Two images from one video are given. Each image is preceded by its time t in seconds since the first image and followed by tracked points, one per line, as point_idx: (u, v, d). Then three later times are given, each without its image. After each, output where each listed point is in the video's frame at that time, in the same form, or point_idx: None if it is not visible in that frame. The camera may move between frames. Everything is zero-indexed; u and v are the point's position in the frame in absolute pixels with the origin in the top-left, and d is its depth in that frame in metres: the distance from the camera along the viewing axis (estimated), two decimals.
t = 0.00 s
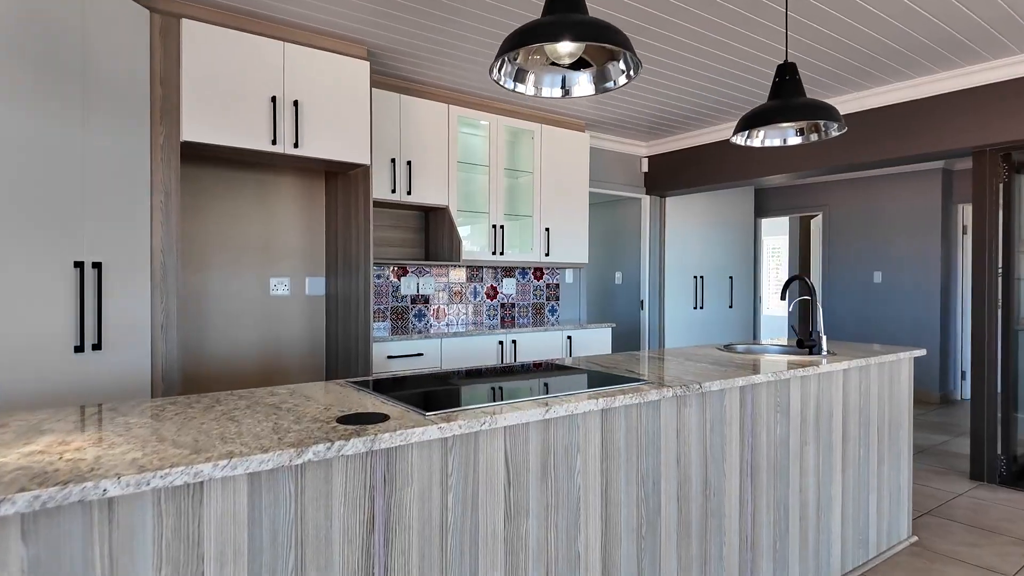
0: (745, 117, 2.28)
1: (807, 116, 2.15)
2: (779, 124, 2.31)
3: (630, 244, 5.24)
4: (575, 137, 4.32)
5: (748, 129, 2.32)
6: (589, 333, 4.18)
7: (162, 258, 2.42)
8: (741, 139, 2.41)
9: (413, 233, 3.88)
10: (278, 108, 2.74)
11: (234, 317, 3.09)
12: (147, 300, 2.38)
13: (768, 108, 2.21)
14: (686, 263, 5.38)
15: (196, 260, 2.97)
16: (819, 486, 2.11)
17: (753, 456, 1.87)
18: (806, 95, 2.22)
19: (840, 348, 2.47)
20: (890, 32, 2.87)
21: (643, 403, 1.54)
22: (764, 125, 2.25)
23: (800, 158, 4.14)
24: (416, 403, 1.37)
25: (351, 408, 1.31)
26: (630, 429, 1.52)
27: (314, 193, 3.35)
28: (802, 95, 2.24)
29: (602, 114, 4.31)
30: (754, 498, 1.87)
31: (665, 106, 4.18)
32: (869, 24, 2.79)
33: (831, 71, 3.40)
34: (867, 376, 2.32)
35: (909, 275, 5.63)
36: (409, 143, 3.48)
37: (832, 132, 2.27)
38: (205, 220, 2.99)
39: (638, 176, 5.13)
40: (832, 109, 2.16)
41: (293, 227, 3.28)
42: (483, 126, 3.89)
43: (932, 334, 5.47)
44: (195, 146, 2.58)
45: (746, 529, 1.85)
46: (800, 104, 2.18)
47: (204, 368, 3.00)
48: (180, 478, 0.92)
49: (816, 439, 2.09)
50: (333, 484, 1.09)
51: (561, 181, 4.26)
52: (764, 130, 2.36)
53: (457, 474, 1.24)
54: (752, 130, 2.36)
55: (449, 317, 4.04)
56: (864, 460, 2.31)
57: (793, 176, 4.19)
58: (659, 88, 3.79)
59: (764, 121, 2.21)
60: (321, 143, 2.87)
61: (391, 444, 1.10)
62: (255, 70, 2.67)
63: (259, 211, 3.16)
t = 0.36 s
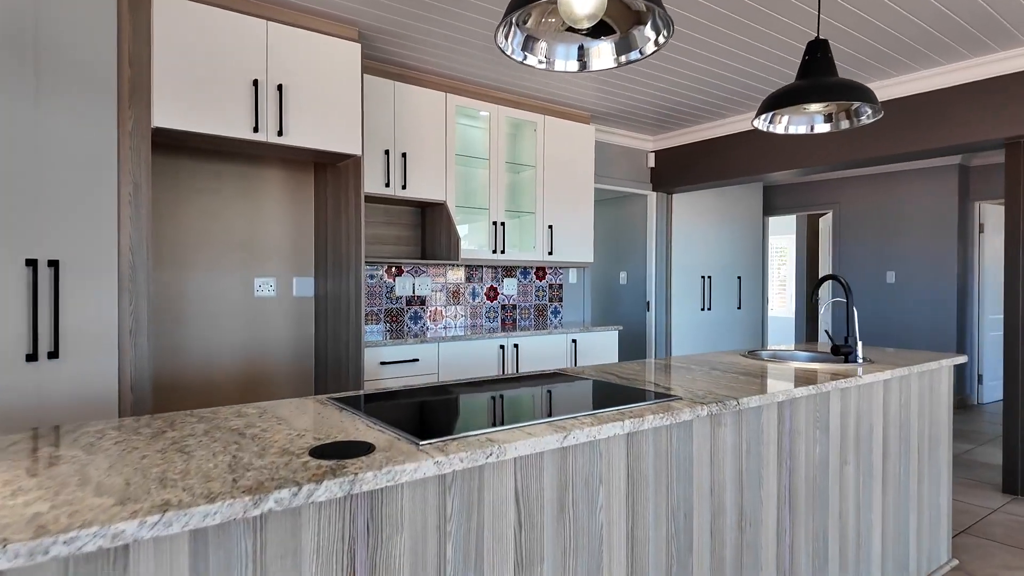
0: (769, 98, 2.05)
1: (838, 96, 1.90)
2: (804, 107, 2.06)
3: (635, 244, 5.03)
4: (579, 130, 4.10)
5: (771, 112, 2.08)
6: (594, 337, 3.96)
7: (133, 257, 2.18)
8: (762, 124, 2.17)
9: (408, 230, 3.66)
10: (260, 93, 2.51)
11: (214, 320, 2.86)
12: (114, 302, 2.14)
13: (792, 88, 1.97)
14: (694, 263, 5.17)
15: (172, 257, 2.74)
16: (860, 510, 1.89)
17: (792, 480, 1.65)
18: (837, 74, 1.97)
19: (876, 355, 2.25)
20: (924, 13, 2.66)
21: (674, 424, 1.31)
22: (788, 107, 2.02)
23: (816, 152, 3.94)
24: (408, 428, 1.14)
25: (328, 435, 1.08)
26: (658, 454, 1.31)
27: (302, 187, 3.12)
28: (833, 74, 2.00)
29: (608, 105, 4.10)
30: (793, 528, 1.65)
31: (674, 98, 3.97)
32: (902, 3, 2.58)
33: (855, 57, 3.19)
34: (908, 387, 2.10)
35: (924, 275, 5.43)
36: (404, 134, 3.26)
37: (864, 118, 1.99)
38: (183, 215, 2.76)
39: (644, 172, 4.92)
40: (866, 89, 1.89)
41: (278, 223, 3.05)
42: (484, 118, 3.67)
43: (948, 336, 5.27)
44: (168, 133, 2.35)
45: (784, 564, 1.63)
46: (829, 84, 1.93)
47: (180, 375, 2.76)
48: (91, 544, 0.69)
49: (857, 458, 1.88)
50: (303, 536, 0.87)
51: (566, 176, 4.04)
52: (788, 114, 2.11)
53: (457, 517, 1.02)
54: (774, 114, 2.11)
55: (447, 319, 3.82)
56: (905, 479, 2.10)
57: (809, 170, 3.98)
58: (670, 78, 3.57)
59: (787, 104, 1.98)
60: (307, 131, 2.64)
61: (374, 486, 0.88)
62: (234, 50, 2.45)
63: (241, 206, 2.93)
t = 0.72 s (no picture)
0: (803, 85, 1.86)
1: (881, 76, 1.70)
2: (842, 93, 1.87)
3: (640, 244, 4.83)
4: (584, 124, 3.89)
5: (805, 100, 1.89)
6: (599, 342, 3.76)
7: (97, 258, 1.97)
8: (794, 114, 1.98)
9: (403, 230, 3.45)
10: (241, 79, 2.30)
11: (192, 326, 2.65)
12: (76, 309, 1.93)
13: (828, 72, 1.78)
14: (701, 264, 4.97)
15: (146, 258, 2.53)
16: (906, 541, 1.70)
17: (838, 512, 1.46)
18: (878, 55, 1.77)
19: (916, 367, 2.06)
20: None
21: (715, 458, 1.12)
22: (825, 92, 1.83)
23: (833, 148, 3.74)
24: (401, 472, 0.94)
25: (303, 481, 0.88)
26: (696, 493, 1.11)
27: (289, 183, 2.91)
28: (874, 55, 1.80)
29: (614, 98, 3.90)
30: (839, 568, 1.46)
31: (684, 91, 3.77)
32: None
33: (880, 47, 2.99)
34: (954, 402, 1.91)
35: (937, 277, 5.25)
36: (399, 126, 3.05)
37: (911, 103, 1.77)
38: (157, 212, 2.55)
39: (649, 170, 4.72)
40: (912, 70, 1.69)
41: (263, 221, 2.84)
42: (484, 110, 3.46)
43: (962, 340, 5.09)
44: (138, 122, 2.14)
45: None
46: (870, 65, 1.74)
47: (155, 386, 2.56)
48: None
49: (903, 483, 1.68)
50: None
51: (570, 173, 3.84)
52: (823, 102, 1.92)
53: None
54: (808, 102, 1.91)
55: (444, 324, 3.61)
56: (950, 504, 1.90)
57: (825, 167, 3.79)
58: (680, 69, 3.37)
59: (823, 89, 1.79)
60: (294, 122, 2.43)
61: (355, 559, 0.68)
62: (212, 32, 2.23)
63: (222, 203, 2.72)
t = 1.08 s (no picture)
0: (841, 73, 1.72)
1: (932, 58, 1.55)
2: (885, 79, 1.75)
3: (642, 243, 4.67)
4: (586, 118, 3.73)
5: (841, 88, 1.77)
6: (602, 346, 3.59)
7: (59, 259, 1.78)
8: (830, 104, 1.87)
9: (396, 228, 3.27)
10: (220, 63, 2.12)
11: (169, 331, 2.46)
12: (34, 315, 1.75)
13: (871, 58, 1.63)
14: (704, 264, 4.82)
15: (118, 258, 2.34)
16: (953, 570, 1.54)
17: (887, 544, 1.30)
18: (924, 35, 1.63)
19: (953, 375, 1.90)
20: None
21: (765, 494, 0.95)
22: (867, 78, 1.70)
23: (845, 143, 3.59)
24: (398, 522, 0.78)
25: (273, 534, 0.71)
26: (743, 532, 0.96)
27: (274, 178, 2.73)
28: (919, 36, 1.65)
29: (617, 92, 3.74)
30: None
31: (690, 85, 3.61)
32: None
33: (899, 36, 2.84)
34: (998, 415, 1.75)
35: (945, 278, 5.12)
36: (392, 118, 2.87)
37: (963, 85, 1.66)
38: (130, 207, 2.36)
39: (651, 167, 4.57)
40: (965, 50, 1.55)
41: (246, 218, 2.65)
42: (480, 102, 3.29)
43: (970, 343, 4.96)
44: (106, 108, 1.96)
45: None
46: (916, 47, 1.58)
47: (128, 396, 2.37)
48: None
49: (950, 507, 1.52)
50: None
51: (571, 169, 3.67)
52: (862, 89, 1.80)
53: None
54: (846, 90, 1.80)
55: (439, 327, 3.43)
56: (995, 525, 1.75)
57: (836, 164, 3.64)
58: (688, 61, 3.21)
59: (863, 74, 1.66)
60: (278, 111, 2.25)
61: None
62: (188, 11, 2.05)
63: (201, 199, 2.53)
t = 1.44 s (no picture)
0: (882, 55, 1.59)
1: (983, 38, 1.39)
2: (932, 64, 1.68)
3: (646, 244, 4.51)
4: (590, 112, 3.55)
5: (883, 72, 1.68)
6: (608, 351, 3.42)
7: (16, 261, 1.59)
8: (870, 90, 1.78)
9: (392, 227, 3.09)
10: (200, 45, 1.94)
11: (145, 338, 2.27)
12: None
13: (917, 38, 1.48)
14: (710, 265, 4.66)
15: (89, 259, 2.15)
16: None
17: None
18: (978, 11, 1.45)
19: (1001, 386, 1.74)
20: None
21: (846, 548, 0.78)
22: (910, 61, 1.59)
23: (862, 139, 3.44)
24: None
25: None
26: None
27: (261, 172, 2.55)
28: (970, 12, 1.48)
29: (623, 84, 3.57)
30: None
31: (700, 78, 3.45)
32: None
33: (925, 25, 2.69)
34: None
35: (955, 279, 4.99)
36: (387, 109, 2.69)
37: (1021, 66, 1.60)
38: (99, 202, 2.17)
39: (656, 164, 4.40)
40: None
41: (230, 216, 2.47)
42: (480, 94, 3.11)
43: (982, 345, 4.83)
44: (72, 93, 1.77)
45: None
46: (967, 25, 1.42)
47: (99, 410, 2.18)
48: None
49: (1014, 538, 1.36)
50: None
51: (575, 165, 3.51)
52: (906, 74, 1.73)
53: None
54: (888, 75, 1.72)
55: (437, 331, 3.26)
56: None
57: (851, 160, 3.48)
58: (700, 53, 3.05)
59: (903, 58, 1.51)
60: (263, 99, 2.07)
61: None
62: None
63: (181, 195, 2.35)
